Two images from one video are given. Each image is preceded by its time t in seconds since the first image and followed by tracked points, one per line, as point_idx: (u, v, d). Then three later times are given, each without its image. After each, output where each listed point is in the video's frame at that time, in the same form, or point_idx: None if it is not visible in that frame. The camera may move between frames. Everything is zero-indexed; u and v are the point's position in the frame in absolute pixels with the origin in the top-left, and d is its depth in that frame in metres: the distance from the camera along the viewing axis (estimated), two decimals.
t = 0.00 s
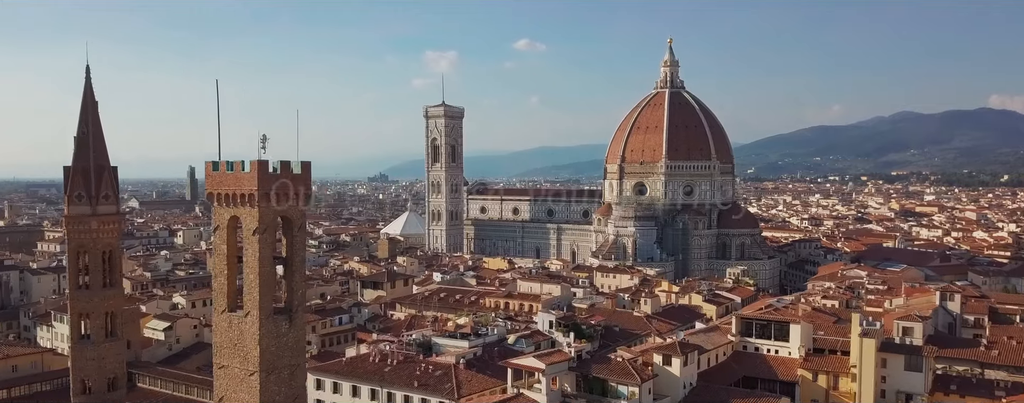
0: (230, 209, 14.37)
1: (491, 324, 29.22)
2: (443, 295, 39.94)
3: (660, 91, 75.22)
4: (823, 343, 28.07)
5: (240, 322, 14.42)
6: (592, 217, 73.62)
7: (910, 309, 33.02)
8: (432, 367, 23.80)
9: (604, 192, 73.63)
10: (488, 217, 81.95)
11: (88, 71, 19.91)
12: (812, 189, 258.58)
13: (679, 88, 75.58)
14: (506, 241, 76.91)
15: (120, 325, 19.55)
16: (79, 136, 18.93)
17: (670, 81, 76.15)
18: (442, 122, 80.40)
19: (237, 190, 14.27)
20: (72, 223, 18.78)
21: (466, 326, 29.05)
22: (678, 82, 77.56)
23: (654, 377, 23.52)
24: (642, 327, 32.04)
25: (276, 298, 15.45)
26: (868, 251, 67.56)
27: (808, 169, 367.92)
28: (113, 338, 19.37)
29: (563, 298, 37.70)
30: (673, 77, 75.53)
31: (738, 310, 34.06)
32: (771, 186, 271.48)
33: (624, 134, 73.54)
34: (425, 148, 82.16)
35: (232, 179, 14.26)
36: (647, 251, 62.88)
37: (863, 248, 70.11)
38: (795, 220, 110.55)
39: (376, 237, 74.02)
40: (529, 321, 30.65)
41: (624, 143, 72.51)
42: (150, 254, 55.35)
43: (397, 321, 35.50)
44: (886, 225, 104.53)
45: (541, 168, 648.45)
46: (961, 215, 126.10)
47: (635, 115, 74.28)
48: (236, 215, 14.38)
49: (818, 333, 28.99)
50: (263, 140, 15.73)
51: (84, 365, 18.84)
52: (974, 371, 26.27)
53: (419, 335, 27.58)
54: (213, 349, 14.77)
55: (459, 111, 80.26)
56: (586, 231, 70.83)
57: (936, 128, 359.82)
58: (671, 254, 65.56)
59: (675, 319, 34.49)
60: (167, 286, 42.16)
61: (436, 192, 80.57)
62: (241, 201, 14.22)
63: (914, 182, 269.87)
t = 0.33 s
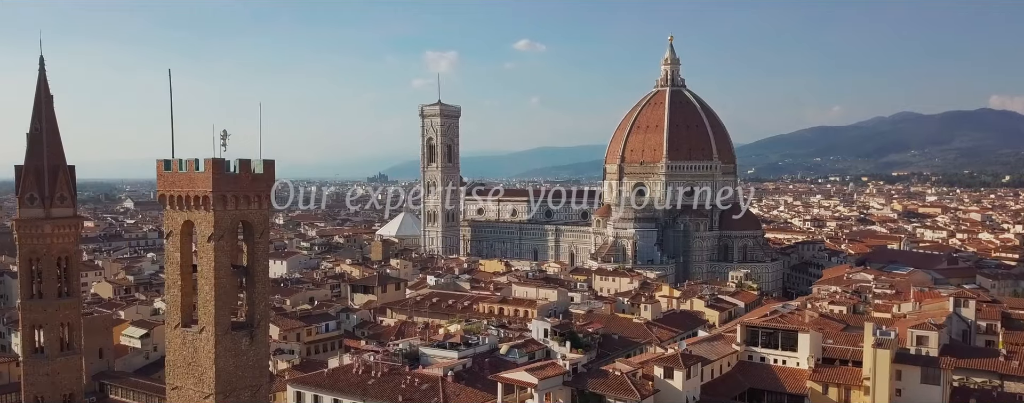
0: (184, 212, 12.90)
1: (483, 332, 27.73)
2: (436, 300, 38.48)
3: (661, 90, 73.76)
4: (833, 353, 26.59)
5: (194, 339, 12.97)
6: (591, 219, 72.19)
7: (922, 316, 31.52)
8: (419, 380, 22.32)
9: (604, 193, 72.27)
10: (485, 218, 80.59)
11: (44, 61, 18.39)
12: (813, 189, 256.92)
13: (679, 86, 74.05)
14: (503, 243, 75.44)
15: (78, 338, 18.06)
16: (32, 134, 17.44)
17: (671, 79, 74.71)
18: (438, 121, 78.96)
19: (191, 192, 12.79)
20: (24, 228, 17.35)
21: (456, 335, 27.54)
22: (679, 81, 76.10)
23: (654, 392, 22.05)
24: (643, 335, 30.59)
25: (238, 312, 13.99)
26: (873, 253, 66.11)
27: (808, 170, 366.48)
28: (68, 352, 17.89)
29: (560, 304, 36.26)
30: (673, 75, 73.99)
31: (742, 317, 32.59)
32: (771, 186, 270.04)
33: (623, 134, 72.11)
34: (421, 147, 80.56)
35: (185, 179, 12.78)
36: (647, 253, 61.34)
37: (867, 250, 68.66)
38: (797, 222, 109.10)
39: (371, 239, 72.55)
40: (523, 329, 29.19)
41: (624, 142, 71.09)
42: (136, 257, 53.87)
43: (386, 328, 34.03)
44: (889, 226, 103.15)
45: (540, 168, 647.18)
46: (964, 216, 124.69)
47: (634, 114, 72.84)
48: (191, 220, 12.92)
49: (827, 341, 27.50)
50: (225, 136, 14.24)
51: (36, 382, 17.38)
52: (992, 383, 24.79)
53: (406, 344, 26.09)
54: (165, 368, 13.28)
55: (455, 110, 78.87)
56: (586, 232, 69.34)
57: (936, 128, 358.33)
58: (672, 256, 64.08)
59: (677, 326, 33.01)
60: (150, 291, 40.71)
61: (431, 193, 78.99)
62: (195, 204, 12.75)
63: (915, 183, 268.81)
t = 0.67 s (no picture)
0: (118, 218, 11.27)
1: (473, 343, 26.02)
2: (426, 306, 36.84)
3: (662, 88, 72.11)
4: (845, 364, 24.95)
5: (129, 363, 11.34)
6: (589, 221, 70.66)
7: (938, 324, 29.83)
8: (401, 395, 20.58)
9: (603, 194, 70.77)
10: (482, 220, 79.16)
11: None
12: (814, 190, 255.57)
13: (681, 85, 72.37)
14: (499, 245, 73.87)
15: (21, 354, 16.47)
16: None
17: (672, 77, 73.07)
18: (434, 120, 77.39)
19: (124, 194, 11.15)
20: None
21: (444, 345, 25.84)
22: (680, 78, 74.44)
23: None
24: (643, 345, 28.92)
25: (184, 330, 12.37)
26: (879, 256, 64.45)
27: (809, 171, 365.03)
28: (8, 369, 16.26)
29: (556, 311, 34.60)
30: (674, 73, 72.34)
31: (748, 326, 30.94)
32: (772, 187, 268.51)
33: (623, 133, 70.49)
34: (415, 147, 78.85)
35: (117, 179, 11.15)
36: (647, 256, 59.59)
37: (873, 253, 67.00)
38: (799, 223, 107.52)
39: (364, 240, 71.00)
40: (516, 338, 27.50)
41: (624, 142, 69.47)
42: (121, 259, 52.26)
43: (374, 336, 32.35)
44: (893, 228, 101.59)
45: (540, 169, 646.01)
46: (969, 217, 123.06)
47: (635, 113, 71.18)
48: (125, 225, 11.29)
49: (838, 352, 25.87)
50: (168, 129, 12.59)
51: None
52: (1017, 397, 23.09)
53: (390, 356, 24.38)
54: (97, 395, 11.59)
55: (451, 109, 77.26)
56: (584, 234, 67.76)
57: (937, 128, 357.48)
58: (673, 259, 62.41)
59: (678, 335, 31.36)
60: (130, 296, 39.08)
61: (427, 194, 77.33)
62: (128, 206, 11.12)
63: (916, 183, 267.52)
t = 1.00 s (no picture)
0: (40, 224, 11.29)
1: (462, 353, 24.54)
2: (418, 311, 35.31)
3: (663, 86, 70.59)
4: (859, 378, 23.47)
5: (53, 389, 11.37)
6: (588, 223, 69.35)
7: (954, 333, 28.35)
8: None
9: (603, 196, 69.54)
10: (478, 221, 78.04)
11: None
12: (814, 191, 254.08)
13: (681, 83, 70.86)
14: (496, 247, 72.43)
15: None
16: None
17: (673, 75, 71.56)
18: (429, 120, 75.97)
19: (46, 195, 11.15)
20: None
21: (431, 356, 24.31)
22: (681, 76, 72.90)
23: None
24: (643, 355, 27.43)
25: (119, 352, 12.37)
26: (885, 258, 62.98)
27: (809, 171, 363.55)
28: None
29: (553, 317, 33.09)
30: (676, 71, 70.84)
31: (754, 335, 29.42)
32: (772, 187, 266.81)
33: (623, 133, 69.05)
34: (411, 147, 77.37)
35: (38, 180, 11.14)
36: (647, 259, 58.14)
37: (878, 255, 65.55)
38: (801, 224, 106.06)
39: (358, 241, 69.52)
40: (509, 349, 25.97)
41: (624, 142, 68.00)
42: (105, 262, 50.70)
43: (361, 344, 30.85)
44: (896, 228, 100.15)
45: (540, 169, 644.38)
46: (972, 218, 121.62)
47: (635, 112, 69.70)
48: (48, 233, 11.31)
49: (851, 363, 24.37)
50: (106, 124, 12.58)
51: None
52: None
53: (374, 368, 22.86)
54: None
55: (447, 108, 75.80)
56: (583, 236, 66.35)
57: (938, 128, 356.16)
58: (674, 262, 60.91)
59: (680, 344, 29.86)
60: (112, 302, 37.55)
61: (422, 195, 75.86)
62: (51, 215, 11.12)
63: (917, 184, 266.04)
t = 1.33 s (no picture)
0: None
1: (450, 366, 23.05)
2: (409, 317, 33.81)
3: (664, 84, 69.14)
4: (874, 392, 21.97)
5: None
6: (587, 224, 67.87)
7: (972, 341, 26.84)
8: None
9: (603, 197, 68.03)
10: (475, 222, 76.63)
11: None
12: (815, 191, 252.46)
13: (683, 81, 69.38)
14: (493, 248, 70.97)
15: None
16: None
17: (674, 73, 70.09)
18: (424, 118, 74.49)
19: None
20: None
21: (418, 368, 22.80)
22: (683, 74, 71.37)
23: None
24: (643, 365, 25.97)
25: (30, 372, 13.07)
26: (891, 260, 61.45)
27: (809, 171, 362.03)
28: None
29: (550, 324, 31.57)
30: (677, 68, 69.34)
31: (762, 344, 27.89)
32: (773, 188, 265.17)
33: (623, 132, 67.64)
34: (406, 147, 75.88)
35: None
36: (647, 261, 56.59)
37: (884, 258, 64.02)
38: (804, 225, 104.50)
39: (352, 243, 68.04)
40: (502, 360, 24.47)
41: (624, 141, 66.55)
42: (90, 265, 49.13)
43: (348, 352, 29.39)
44: (901, 230, 98.59)
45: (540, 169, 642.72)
46: (977, 219, 120.04)
47: (635, 110, 68.24)
48: None
49: (866, 376, 22.85)
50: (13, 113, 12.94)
51: None
52: None
53: (356, 383, 21.32)
54: None
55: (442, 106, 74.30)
56: (582, 238, 64.83)
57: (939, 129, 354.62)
58: (675, 264, 59.48)
59: (683, 353, 28.37)
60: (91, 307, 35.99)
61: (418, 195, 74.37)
62: None
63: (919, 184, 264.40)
